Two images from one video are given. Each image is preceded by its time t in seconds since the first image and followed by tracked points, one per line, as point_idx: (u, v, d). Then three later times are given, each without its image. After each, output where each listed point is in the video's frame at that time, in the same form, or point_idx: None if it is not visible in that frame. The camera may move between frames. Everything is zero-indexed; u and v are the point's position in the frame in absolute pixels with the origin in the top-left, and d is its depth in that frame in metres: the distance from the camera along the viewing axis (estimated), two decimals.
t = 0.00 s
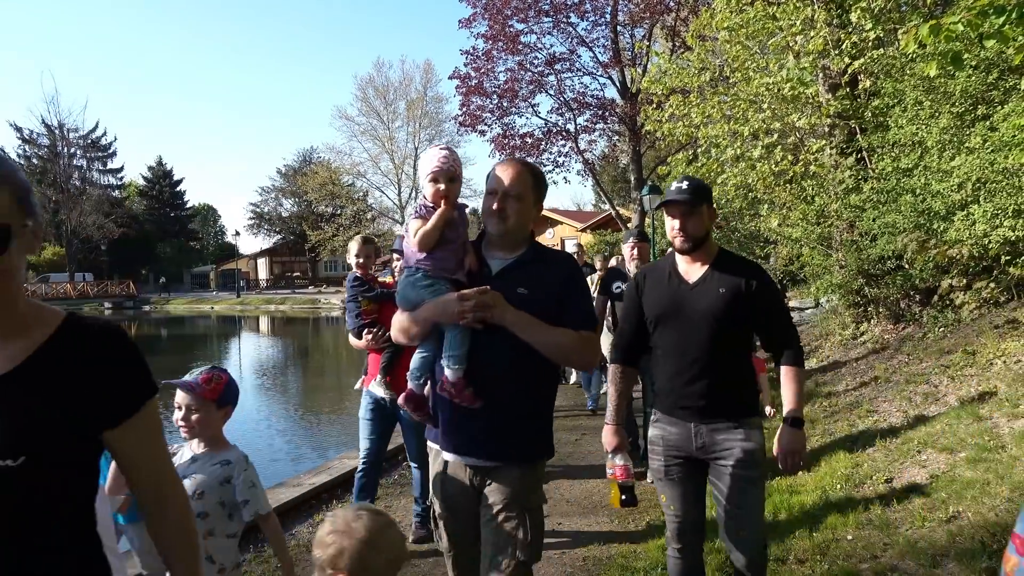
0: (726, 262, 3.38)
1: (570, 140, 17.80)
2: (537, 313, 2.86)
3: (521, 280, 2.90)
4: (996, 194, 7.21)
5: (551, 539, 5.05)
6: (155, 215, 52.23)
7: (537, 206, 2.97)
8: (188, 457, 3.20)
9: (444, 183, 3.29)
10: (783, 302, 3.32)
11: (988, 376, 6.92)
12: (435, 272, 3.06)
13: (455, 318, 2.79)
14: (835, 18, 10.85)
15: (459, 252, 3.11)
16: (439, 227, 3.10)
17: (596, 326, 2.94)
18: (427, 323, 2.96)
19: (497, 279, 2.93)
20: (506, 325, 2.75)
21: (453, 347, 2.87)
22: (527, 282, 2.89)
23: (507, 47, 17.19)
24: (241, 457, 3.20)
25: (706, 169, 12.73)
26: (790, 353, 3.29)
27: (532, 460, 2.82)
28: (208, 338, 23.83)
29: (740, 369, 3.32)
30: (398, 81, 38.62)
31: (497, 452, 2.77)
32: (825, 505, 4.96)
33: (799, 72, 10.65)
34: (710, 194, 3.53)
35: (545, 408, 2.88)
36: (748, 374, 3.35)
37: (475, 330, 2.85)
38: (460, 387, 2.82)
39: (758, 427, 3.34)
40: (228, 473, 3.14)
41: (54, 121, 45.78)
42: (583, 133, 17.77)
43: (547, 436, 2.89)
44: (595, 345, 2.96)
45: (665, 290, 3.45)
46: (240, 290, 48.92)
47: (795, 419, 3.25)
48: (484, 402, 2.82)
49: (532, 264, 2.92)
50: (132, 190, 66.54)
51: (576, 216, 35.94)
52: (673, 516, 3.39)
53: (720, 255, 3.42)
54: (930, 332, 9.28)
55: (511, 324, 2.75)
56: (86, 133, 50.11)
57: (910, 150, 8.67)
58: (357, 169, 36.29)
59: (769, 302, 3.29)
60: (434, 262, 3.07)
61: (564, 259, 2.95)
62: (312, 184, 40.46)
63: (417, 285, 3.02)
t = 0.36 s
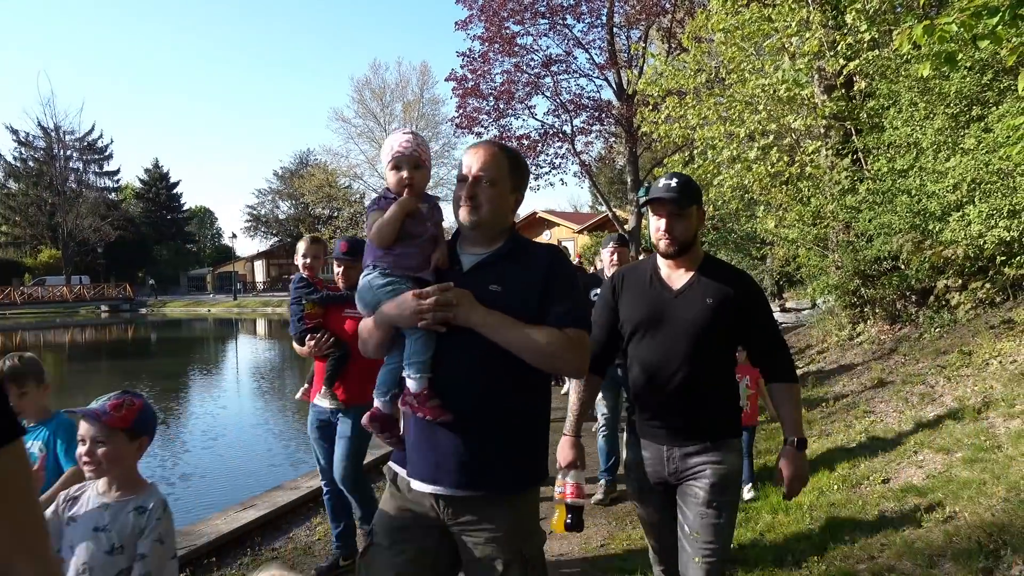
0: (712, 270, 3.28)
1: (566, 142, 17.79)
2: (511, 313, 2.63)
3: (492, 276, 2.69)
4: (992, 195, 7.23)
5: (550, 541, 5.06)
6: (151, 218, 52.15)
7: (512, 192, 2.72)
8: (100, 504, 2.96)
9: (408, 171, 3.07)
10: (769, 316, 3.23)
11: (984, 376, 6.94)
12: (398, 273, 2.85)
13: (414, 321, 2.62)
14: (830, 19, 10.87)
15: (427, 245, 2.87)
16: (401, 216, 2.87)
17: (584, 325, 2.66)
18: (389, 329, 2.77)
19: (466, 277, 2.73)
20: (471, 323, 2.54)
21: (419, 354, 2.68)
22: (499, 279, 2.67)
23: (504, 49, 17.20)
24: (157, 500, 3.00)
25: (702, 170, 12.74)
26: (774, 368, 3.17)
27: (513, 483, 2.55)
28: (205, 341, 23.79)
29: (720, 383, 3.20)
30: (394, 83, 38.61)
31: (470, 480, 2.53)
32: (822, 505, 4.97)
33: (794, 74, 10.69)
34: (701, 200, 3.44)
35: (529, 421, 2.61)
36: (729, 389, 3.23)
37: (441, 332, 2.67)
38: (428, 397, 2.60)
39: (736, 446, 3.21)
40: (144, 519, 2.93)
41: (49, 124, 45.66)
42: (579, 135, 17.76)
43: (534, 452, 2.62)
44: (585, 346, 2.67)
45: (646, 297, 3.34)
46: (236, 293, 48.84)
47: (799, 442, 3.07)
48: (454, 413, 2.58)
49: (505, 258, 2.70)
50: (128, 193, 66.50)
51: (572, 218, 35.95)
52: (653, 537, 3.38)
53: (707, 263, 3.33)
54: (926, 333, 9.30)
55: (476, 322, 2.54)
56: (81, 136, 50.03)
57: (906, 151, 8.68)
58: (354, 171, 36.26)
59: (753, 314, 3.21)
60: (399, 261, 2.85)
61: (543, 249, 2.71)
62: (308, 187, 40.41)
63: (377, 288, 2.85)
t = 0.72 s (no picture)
0: (723, 270, 2.87)
1: (564, 145, 17.79)
2: (459, 330, 2.17)
3: (439, 289, 2.23)
4: (989, 196, 7.25)
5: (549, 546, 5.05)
6: (149, 221, 52.16)
7: (461, 189, 2.27)
8: None
9: (351, 167, 2.55)
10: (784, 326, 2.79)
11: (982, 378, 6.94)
12: (326, 288, 2.40)
13: (343, 344, 2.18)
14: (827, 22, 10.89)
15: (364, 253, 2.43)
16: (335, 220, 2.42)
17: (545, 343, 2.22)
18: (314, 355, 2.31)
19: (409, 291, 2.26)
20: (410, 346, 2.08)
21: (348, 383, 2.22)
22: (446, 292, 2.21)
23: (502, 51, 17.22)
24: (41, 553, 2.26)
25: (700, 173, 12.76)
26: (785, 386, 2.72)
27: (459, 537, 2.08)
28: (203, 343, 23.80)
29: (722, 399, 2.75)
30: (392, 86, 38.64)
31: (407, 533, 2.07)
32: (821, 508, 4.96)
33: (792, 76, 10.71)
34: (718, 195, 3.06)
35: (483, 461, 2.15)
36: (733, 407, 2.78)
37: (374, 358, 2.21)
38: (361, 436, 2.15)
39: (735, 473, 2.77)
40: None
41: (47, 128, 45.66)
42: (578, 138, 17.77)
43: (491, 496, 2.17)
44: (546, 369, 2.23)
45: (644, 295, 2.93)
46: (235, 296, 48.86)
47: (795, 483, 2.62)
48: (389, 455, 2.12)
49: (454, 267, 2.24)
50: (126, 197, 66.51)
51: (571, 220, 36.00)
52: None
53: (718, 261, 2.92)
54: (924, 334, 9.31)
55: (414, 345, 2.07)
56: (80, 140, 50.06)
57: (903, 153, 8.68)
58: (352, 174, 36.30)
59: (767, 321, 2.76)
60: (327, 275, 2.41)
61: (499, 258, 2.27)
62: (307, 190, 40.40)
63: (302, 303, 2.39)
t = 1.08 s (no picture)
0: (698, 272, 2.84)
1: (559, 146, 17.81)
2: (344, 332, 1.95)
3: (326, 277, 2.01)
4: (981, 197, 7.30)
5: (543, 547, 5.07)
6: (143, 223, 52.04)
7: (364, 161, 2.06)
8: None
9: (225, 133, 2.21)
10: (765, 326, 2.77)
11: (974, 377, 6.98)
12: (193, 273, 2.11)
13: (204, 343, 1.94)
14: (820, 23, 10.93)
15: (248, 235, 2.19)
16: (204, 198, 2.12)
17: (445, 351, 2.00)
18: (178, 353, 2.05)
19: (293, 282, 2.05)
20: (282, 345, 1.87)
21: (208, 388, 1.99)
22: (334, 283, 1.99)
23: (496, 53, 17.23)
24: None
25: (694, 174, 12.79)
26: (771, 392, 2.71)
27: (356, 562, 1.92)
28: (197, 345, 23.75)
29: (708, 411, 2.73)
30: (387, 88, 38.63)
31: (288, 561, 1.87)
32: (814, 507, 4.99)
33: (785, 77, 10.76)
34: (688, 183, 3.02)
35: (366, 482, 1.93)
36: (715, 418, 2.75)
37: (245, 357, 1.98)
38: (213, 451, 1.96)
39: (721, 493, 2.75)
40: None
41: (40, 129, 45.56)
42: (572, 139, 17.79)
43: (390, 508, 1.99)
44: (448, 381, 2.01)
45: (615, 306, 2.89)
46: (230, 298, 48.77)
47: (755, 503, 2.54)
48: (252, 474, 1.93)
49: (350, 256, 2.02)
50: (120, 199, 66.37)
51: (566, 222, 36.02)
52: None
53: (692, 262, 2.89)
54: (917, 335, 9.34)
55: (289, 344, 1.86)
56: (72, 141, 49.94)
57: (896, 153, 8.71)
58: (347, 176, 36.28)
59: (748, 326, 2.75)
60: (195, 257, 2.11)
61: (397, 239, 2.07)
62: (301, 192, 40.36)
63: (163, 291, 2.09)
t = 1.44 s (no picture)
0: (631, 268, 2.57)
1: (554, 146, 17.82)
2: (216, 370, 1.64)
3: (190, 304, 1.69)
4: (975, 200, 7.33)
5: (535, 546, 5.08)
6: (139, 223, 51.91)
7: (255, 157, 1.72)
8: None
9: (99, 116, 1.90)
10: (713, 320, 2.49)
11: (967, 380, 7.00)
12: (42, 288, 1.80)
13: (31, 378, 1.62)
14: (815, 26, 10.95)
15: (115, 242, 1.88)
16: (62, 191, 1.82)
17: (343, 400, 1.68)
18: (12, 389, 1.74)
19: (159, 303, 1.73)
20: (129, 385, 1.58)
21: (39, 440, 1.68)
22: (202, 307, 1.68)
23: (492, 53, 17.24)
24: None
25: (689, 176, 12.81)
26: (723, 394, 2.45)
27: None
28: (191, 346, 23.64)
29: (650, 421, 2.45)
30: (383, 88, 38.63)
31: None
32: (807, 509, 5.00)
33: (781, 79, 10.79)
34: (619, 169, 2.75)
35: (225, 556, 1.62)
36: (660, 429, 2.47)
37: (85, 397, 1.67)
38: (34, 522, 1.66)
39: (673, 516, 2.48)
40: None
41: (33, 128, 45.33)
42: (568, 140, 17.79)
43: None
44: (343, 432, 1.68)
45: (547, 316, 2.62)
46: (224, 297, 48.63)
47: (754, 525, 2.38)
48: (92, 542, 1.64)
49: (229, 280, 1.70)
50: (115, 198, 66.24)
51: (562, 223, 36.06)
52: None
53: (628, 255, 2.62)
54: (911, 337, 9.37)
55: (137, 385, 1.57)
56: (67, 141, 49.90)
57: (890, 156, 8.73)
58: (343, 176, 36.28)
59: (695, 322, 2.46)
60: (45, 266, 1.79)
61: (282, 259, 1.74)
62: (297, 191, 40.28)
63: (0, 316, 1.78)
